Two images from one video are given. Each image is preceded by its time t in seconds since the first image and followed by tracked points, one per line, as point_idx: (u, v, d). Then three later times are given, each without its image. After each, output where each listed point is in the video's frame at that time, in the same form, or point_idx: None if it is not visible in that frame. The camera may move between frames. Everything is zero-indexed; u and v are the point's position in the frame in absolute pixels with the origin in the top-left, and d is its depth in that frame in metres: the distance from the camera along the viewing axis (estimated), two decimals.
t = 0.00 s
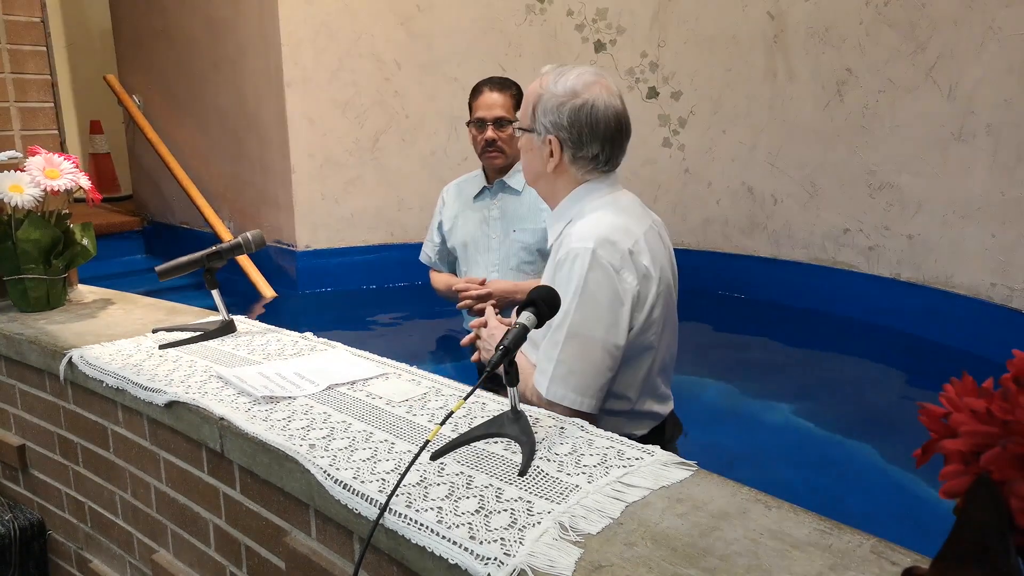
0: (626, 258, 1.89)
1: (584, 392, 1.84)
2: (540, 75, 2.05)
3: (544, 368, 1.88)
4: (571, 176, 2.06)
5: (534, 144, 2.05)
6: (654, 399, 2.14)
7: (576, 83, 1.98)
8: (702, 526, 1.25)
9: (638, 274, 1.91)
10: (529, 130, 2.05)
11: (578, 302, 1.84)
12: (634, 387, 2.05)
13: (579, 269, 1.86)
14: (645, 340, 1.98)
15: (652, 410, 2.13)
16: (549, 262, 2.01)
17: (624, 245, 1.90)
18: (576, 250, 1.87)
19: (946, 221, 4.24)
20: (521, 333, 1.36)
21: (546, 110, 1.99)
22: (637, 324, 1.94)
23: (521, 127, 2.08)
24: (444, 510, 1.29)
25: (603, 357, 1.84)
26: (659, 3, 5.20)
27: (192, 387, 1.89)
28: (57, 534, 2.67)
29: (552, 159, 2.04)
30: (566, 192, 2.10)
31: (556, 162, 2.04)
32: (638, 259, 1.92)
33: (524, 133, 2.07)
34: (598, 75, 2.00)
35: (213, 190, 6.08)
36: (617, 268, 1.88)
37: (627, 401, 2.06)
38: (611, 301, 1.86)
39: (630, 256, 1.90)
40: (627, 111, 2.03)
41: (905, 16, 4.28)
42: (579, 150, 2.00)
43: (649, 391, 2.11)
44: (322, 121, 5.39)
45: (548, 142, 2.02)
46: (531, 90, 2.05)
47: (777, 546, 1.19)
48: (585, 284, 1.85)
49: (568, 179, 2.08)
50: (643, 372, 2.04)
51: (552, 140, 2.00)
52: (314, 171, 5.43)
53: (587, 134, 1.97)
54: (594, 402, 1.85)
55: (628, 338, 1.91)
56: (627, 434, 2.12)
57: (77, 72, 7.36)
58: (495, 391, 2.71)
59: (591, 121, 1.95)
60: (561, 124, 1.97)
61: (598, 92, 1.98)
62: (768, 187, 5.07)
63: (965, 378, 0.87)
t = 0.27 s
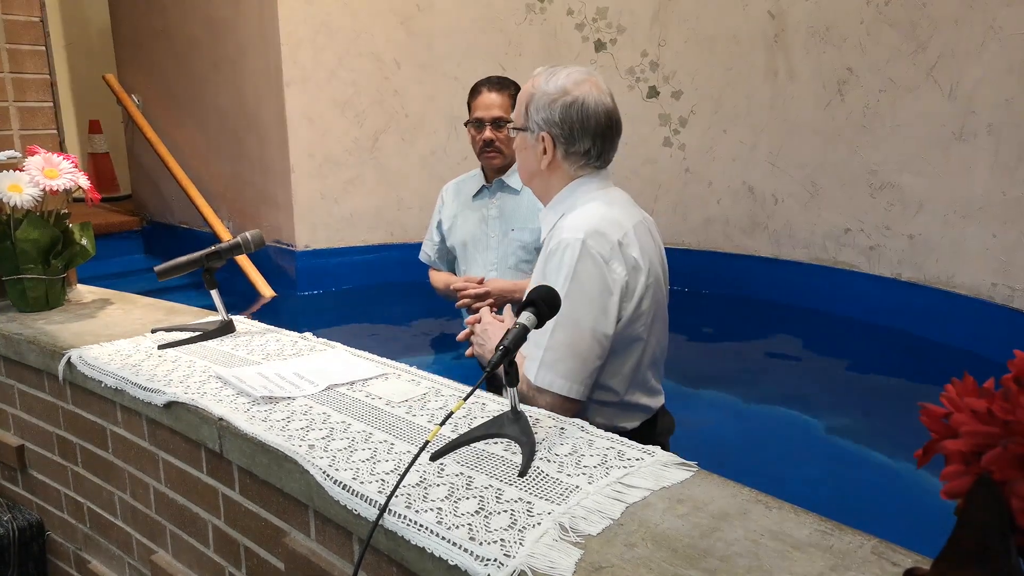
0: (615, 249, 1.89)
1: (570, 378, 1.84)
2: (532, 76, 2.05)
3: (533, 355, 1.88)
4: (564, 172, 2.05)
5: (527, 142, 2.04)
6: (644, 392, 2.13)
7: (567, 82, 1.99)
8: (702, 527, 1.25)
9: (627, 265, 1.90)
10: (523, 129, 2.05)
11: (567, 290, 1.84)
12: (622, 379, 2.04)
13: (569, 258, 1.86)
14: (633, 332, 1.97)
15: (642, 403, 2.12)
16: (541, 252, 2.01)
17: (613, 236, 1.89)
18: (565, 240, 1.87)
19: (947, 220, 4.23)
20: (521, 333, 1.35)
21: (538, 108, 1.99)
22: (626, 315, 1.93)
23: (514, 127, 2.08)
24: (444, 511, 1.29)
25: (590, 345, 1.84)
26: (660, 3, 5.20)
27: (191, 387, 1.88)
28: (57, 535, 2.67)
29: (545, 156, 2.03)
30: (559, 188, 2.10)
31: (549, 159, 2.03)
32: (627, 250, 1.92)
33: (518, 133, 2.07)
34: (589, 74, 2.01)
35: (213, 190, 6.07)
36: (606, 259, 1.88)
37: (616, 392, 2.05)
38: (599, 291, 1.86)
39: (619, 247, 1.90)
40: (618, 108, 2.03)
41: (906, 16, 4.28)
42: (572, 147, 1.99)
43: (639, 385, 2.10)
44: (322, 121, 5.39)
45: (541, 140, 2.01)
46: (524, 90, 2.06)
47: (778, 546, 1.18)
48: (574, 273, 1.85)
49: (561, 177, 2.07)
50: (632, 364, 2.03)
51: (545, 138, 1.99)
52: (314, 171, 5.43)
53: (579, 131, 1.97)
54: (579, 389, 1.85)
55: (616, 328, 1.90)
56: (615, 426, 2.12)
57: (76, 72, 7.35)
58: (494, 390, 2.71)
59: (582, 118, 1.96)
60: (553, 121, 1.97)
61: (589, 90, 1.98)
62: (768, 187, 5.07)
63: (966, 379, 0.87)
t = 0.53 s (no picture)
0: (606, 239, 1.89)
1: (560, 363, 1.84)
2: (528, 76, 2.07)
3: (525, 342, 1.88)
4: (560, 168, 2.06)
5: (523, 138, 2.05)
6: (634, 384, 2.13)
7: (561, 80, 2.00)
8: (703, 527, 1.24)
9: (618, 255, 1.91)
10: (519, 127, 2.06)
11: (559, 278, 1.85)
12: (612, 370, 2.04)
13: (560, 247, 1.87)
14: (623, 322, 1.97)
15: (633, 394, 2.12)
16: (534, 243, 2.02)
17: (604, 226, 1.90)
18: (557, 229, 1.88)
19: (947, 220, 4.24)
20: (521, 333, 1.35)
21: (533, 105, 2.00)
22: (616, 305, 1.93)
23: (511, 125, 2.09)
24: (444, 511, 1.29)
25: (581, 332, 1.84)
26: (660, 2, 5.19)
27: (190, 387, 1.88)
28: (57, 535, 2.66)
29: (541, 151, 2.03)
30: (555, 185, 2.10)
31: (545, 154, 2.03)
32: (618, 241, 1.92)
33: (515, 131, 2.08)
34: (583, 73, 2.03)
35: (213, 190, 6.07)
36: (598, 249, 1.88)
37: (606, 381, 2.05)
38: (589, 279, 1.86)
39: (611, 238, 1.90)
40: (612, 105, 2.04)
41: (906, 16, 4.28)
42: (567, 142, 2.00)
43: (629, 376, 2.10)
44: (322, 120, 5.38)
45: (537, 136, 2.02)
46: (520, 90, 2.07)
47: (779, 547, 1.18)
48: (565, 261, 1.85)
49: (557, 173, 2.07)
50: (623, 354, 2.03)
51: (541, 133, 2.00)
52: (314, 171, 5.42)
53: (573, 125, 1.97)
54: (569, 374, 1.84)
55: (606, 317, 1.90)
56: (605, 416, 2.12)
57: (76, 71, 7.34)
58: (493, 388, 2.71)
59: (575, 113, 1.97)
60: (548, 118, 1.98)
61: (583, 87, 1.99)
62: (768, 187, 5.07)
63: (966, 378, 0.87)
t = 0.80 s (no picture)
0: (603, 233, 1.89)
1: (558, 354, 1.83)
2: (527, 74, 2.08)
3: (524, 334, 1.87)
4: (558, 164, 2.06)
5: (522, 135, 2.06)
6: (630, 378, 2.13)
7: (560, 78, 2.01)
8: (703, 527, 1.24)
9: (615, 248, 1.91)
10: (518, 124, 2.06)
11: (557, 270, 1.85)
12: (608, 362, 2.04)
13: (557, 240, 1.87)
14: (620, 314, 1.97)
15: (629, 388, 2.12)
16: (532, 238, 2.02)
17: (601, 220, 1.90)
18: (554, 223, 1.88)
19: (947, 220, 4.24)
20: (521, 333, 1.35)
21: (532, 102, 2.01)
22: (613, 297, 1.93)
23: (510, 122, 2.09)
24: (444, 511, 1.29)
25: (579, 323, 1.84)
26: (660, 2, 5.19)
27: (190, 387, 1.88)
28: (57, 535, 2.67)
29: (540, 148, 2.04)
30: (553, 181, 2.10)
31: (543, 151, 2.04)
32: (615, 235, 1.92)
33: (514, 127, 2.08)
34: (582, 72, 2.04)
35: (213, 190, 6.07)
36: (595, 242, 1.89)
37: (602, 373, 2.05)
38: (587, 271, 1.86)
39: (608, 231, 1.91)
40: (610, 104, 2.05)
41: (906, 16, 4.28)
42: (565, 139, 2.00)
43: (624, 370, 2.10)
44: (322, 121, 5.39)
45: (536, 132, 2.03)
46: (519, 88, 2.08)
47: (778, 547, 1.18)
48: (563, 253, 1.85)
49: (555, 170, 2.08)
50: (619, 346, 2.03)
51: (540, 130, 2.01)
52: (314, 171, 5.42)
53: (571, 122, 1.98)
54: (568, 365, 1.84)
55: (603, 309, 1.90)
56: (600, 409, 2.11)
57: (76, 71, 7.34)
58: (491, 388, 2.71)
59: (574, 111, 1.97)
60: (547, 114, 1.98)
61: (581, 85, 2.00)
62: (768, 187, 5.07)
63: (966, 378, 0.87)
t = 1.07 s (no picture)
0: (593, 231, 1.93)
1: (545, 348, 1.87)
2: (531, 73, 2.11)
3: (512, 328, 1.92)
4: (556, 163, 2.09)
5: (523, 133, 2.09)
6: (618, 376, 2.17)
7: (562, 78, 2.04)
8: (702, 527, 1.25)
9: (605, 246, 1.94)
10: (519, 122, 2.09)
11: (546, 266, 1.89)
12: (595, 358, 2.08)
13: (549, 236, 1.91)
14: (608, 311, 2.01)
15: (617, 387, 2.16)
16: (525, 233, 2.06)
17: (592, 218, 1.94)
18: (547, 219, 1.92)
19: (946, 221, 4.24)
20: (521, 333, 1.36)
21: (533, 100, 2.03)
22: (601, 294, 1.97)
23: (511, 119, 2.12)
24: (444, 510, 1.29)
25: (566, 319, 1.88)
26: (659, 3, 5.20)
27: (191, 387, 1.89)
28: (58, 534, 2.68)
29: (539, 146, 2.07)
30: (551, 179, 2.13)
31: (543, 150, 2.07)
32: (606, 233, 1.95)
33: (515, 125, 2.11)
34: (584, 73, 2.07)
35: (214, 191, 6.08)
36: (585, 239, 1.92)
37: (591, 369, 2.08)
38: (576, 268, 1.90)
39: (599, 229, 1.94)
40: (611, 105, 2.08)
41: (905, 16, 4.29)
42: (564, 138, 2.03)
43: (612, 367, 2.14)
44: (323, 121, 5.39)
45: (536, 131, 2.05)
46: (522, 86, 2.10)
47: (777, 546, 1.19)
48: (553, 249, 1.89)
49: (553, 168, 2.11)
50: (608, 344, 2.07)
51: (540, 128, 2.03)
52: (314, 171, 5.43)
53: (571, 122, 2.01)
54: (554, 358, 1.88)
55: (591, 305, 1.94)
56: (586, 406, 2.15)
57: (77, 71, 7.35)
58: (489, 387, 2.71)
59: (574, 111, 2.00)
60: (547, 113, 2.01)
61: (582, 86, 2.03)
62: (768, 187, 5.07)
63: (965, 378, 0.87)
